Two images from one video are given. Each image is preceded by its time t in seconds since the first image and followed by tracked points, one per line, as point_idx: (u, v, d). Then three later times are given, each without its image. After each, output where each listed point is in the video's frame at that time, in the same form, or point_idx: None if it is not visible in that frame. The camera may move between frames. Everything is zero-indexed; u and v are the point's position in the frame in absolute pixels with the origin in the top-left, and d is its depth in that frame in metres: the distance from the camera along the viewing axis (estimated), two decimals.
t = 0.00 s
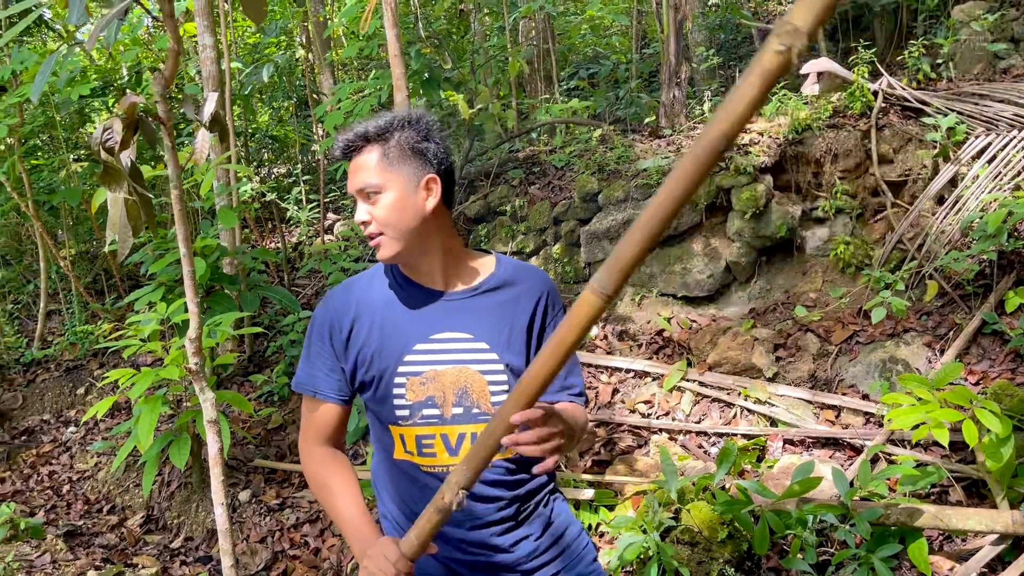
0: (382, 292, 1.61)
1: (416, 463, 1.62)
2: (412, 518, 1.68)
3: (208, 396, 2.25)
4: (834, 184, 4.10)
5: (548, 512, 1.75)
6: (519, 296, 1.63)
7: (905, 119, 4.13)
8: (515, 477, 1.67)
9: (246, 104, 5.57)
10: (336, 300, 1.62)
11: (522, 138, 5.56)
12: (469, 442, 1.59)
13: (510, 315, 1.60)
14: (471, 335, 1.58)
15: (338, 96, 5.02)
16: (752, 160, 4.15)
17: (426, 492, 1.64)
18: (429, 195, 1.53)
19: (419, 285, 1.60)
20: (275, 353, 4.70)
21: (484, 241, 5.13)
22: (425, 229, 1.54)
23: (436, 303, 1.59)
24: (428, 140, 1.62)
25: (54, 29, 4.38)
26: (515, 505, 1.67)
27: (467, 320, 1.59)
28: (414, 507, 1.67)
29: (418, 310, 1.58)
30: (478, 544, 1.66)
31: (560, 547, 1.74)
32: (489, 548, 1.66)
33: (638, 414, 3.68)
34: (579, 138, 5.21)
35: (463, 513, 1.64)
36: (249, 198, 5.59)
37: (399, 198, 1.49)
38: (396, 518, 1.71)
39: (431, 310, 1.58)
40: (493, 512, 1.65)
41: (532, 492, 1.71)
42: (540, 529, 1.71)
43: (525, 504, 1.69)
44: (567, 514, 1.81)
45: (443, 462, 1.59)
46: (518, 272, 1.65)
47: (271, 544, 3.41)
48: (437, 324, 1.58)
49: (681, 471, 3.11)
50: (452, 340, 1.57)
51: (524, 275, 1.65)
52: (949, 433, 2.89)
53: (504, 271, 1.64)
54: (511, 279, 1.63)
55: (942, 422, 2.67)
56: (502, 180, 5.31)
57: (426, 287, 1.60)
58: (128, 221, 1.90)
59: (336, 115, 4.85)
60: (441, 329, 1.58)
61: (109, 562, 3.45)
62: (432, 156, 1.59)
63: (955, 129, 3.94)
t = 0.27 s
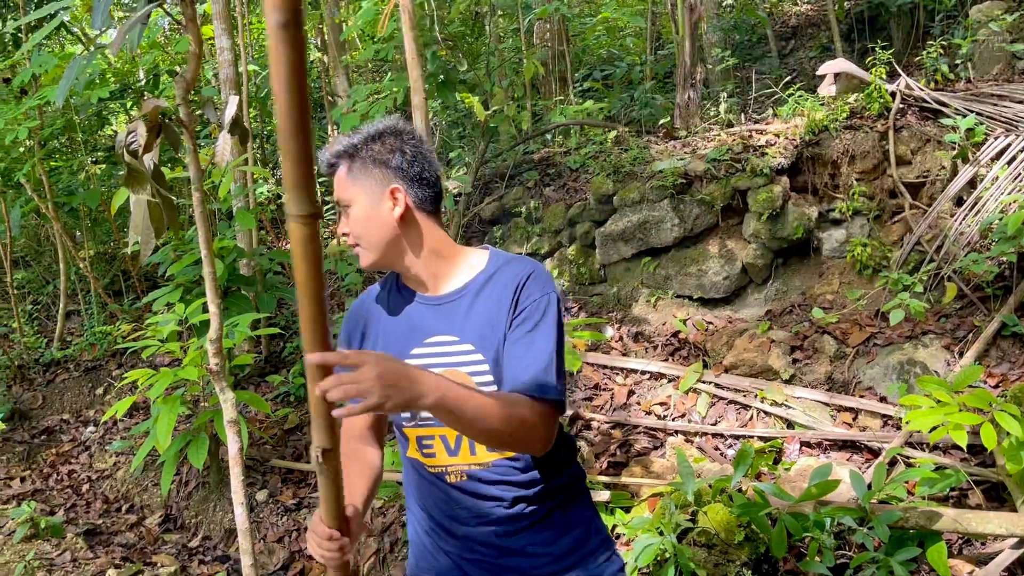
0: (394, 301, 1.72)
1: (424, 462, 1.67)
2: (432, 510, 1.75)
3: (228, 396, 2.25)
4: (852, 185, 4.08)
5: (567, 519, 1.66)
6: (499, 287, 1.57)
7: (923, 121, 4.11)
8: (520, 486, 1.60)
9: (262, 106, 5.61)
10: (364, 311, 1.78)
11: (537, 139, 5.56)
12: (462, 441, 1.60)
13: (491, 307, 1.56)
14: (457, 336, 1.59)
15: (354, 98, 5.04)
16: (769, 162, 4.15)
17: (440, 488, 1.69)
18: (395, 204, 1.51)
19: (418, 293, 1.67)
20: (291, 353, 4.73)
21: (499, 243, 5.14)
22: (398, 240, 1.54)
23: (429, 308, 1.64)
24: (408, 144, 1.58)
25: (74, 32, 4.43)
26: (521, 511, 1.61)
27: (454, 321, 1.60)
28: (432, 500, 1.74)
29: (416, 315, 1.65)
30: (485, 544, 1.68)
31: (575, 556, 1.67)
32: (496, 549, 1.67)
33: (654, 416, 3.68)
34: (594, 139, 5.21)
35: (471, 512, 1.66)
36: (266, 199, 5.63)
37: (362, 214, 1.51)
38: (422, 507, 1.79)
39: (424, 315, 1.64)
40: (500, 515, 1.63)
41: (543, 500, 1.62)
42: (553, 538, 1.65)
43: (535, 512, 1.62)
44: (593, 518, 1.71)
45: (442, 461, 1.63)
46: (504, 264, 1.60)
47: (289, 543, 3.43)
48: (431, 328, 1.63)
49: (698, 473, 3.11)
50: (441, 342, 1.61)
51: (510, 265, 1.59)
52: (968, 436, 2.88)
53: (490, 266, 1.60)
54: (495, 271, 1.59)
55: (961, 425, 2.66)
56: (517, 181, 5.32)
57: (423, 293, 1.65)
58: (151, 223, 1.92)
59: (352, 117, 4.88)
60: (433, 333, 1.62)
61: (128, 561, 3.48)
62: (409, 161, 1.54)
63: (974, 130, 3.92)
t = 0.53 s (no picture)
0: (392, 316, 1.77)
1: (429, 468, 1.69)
2: (444, 515, 1.77)
3: (244, 395, 2.26)
4: (867, 185, 4.06)
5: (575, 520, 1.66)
6: (480, 285, 1.58)
7: (939, 121, 4.09)
8: (523, 484, 1.61)
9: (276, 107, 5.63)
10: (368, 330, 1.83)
11: (550, 140, 5.55)
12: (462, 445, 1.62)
13: (473, 305, 1.57)
14: (447, 341, 1.61)
15: (367, 99, 5.06)
16: (783, 162, 4.13)
17: (449, 492, 1.71)
18: (373, 213, 1.61)
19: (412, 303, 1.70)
20: (305, 353, 4.74)
21: (512, 243, 5.14)
22: (380, 247, 1.63)
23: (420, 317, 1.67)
24: (395, 156, 1.67)
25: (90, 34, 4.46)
26: (526, 510, 1.63)
27: (442, 326, 1.62)
28: (443, 505, 1.76)
29: (410, 325, 1.69)
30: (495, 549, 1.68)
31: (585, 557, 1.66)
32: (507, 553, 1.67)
33: (667, 416, 3.67)
34: (607, 140, 5.21)
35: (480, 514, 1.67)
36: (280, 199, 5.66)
37: (345, 223, 1.63)
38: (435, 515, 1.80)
39: (416, 324, 1.68)
40: (508, 515, 1.64)
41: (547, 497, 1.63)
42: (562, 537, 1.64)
43: (542, 510, 1.63)
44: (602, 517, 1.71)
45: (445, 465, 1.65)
46: (487, 264, 1.61)
47: (302, 542, 3.44)
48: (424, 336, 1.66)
49: (712, 474, 3.10)
50: (435, 348, 1.63)
51: (491, 263, 1.60)
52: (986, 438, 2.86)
53: (474, 267, 1.62)
54: (478, 271, 1.61)
55: (979, 426, 2.64)
56: (530, 182, 5.32)
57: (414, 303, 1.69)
58: (168, 223, 1.93)
59: (366, 117, 4.89)
60: (427, 341, 1.65)
61: (143, 558, 3.50)
62: (392, 172, 1.64)
63: (991, 130, 3.89)
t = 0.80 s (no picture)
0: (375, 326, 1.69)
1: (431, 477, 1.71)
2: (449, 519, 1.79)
3: (257, 394, 2.26)
4: (881, 185, 4.03)
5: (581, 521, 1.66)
6: (472, 296, 1.52)
7: (955, 120, 4.05)
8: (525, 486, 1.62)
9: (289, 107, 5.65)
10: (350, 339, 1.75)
11: (562, 140, 5.54)
12: (462, 455, 1.62)
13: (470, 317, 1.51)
14: (439, 352, 1.56)
15: (379, 99, 5.07)
16: (797, 161, 4.11)
17: (452, 497, 1.72)
18: (355, 222, 1.55)
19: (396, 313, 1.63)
20: (317, 352, 4.76)
21: (524, 243, 5.14)
22: (363, 257, 1.57)
23: (407, 327, 1.60)
24: (377, 164, 1.61)
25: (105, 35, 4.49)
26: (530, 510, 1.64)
27: (433, 336, 1.56)
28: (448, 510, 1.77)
29: (395, 334, 1.62)
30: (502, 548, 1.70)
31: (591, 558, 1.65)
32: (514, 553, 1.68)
33: (680, 417, 3.65)
34: (620, 139, 5.19)
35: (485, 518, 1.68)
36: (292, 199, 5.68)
37: (327, 233, 1.58)
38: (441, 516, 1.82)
39: (403, 333, 1.61)
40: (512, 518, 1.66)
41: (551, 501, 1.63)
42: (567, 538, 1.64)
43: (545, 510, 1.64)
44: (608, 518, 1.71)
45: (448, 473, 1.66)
46: (476, 274, 1.55)
47: (315, 541, 3.45)
48: (412, 346, 1.59)
49: (725, 474, 3.09)
50: (427, 359, 1.58)
51: (483, 272, 1.55)
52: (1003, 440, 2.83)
53: (463, 278, 1.56)
54: (467, 282, 1.54)
55: (995, 428, 2.61)
56: (542, 181, 5.31)
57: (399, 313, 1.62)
58: (182, 222, 1.93)
59: (378, 117, 4.90)
60: (416, 350, 1.59)
61: (157, 556, 3.52)
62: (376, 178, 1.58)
63: (1008, 129, 3.85)
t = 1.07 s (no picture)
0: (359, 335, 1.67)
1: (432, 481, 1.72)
2: (456, 521, 1.79)
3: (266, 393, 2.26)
4: (893, 185, 4.01)
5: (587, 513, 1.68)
6: (466, 303, 1.51)
7: (967, 119, 4.02)
8: (537, 485, 1.62)
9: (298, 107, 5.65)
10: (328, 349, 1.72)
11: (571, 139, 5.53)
12: (465, 460, 1.62)
13: (466, 325, 1.51)
14: (437, 360, 1.55)
15: (388, 99, 5.07)
16: (807, 161, 4.09)
17: (457, 499, 1.72)
18: (332, 243, 1.55)
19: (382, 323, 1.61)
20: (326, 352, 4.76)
21: (532, 243, 5.14)
22: (343, 276, 1.56)
23: (397, 337, 1.57)
24: (350, 182, 1.61)
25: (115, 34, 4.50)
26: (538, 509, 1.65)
27: (432, 344, 1.55)
28: (455, 512, 1.77)
29: (386, 344, 1.60)
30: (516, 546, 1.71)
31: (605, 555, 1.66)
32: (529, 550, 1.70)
33: (689, 417, 3.64)
34: (629, 139, 5.18)
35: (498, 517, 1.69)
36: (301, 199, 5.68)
37: (305, 257, 1.57)
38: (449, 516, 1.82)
39: (394, 342, 1.59)
40: (521, 517, 1.67)
41: (561, 499, 1.64)
42: (580, 537, 1.64)
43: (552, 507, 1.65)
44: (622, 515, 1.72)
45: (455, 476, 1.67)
46: (464, 280, 1.54)
47: (323, 540, 3.45)
48: (406, 355, 1.58)
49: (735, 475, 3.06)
50: (423, 367, 1.57)
51: (473, 279, 1.54)
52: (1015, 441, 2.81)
53: (452, 284, 1.54)
54: (456, 288, 1.53)
55: (1008, 429, 2.59)
56: (550, 181, 5.30)
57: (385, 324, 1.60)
58: (192, 220, 1.93)
59: (387, 117, 4.90)
60: (411, 359, 1.58)
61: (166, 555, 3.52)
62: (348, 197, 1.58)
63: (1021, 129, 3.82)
